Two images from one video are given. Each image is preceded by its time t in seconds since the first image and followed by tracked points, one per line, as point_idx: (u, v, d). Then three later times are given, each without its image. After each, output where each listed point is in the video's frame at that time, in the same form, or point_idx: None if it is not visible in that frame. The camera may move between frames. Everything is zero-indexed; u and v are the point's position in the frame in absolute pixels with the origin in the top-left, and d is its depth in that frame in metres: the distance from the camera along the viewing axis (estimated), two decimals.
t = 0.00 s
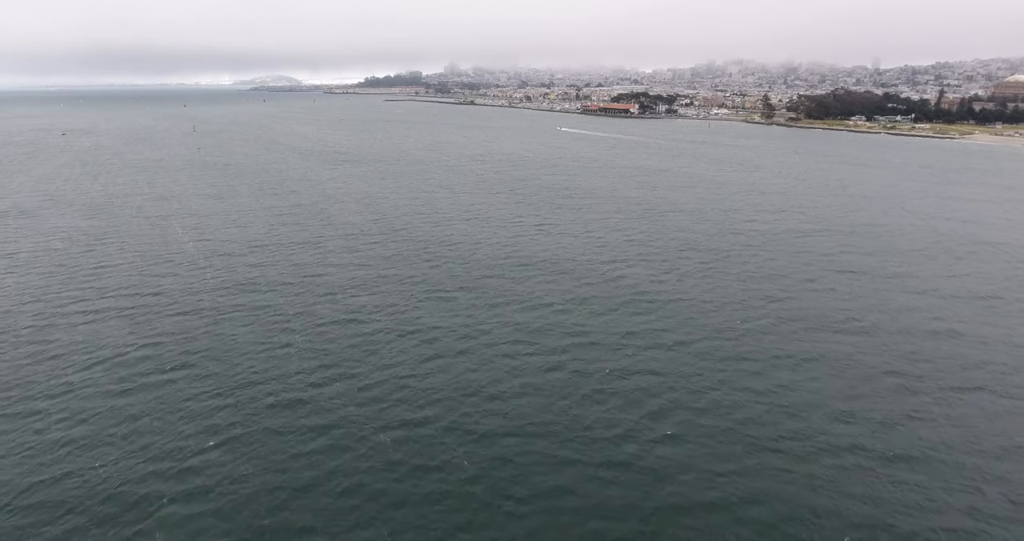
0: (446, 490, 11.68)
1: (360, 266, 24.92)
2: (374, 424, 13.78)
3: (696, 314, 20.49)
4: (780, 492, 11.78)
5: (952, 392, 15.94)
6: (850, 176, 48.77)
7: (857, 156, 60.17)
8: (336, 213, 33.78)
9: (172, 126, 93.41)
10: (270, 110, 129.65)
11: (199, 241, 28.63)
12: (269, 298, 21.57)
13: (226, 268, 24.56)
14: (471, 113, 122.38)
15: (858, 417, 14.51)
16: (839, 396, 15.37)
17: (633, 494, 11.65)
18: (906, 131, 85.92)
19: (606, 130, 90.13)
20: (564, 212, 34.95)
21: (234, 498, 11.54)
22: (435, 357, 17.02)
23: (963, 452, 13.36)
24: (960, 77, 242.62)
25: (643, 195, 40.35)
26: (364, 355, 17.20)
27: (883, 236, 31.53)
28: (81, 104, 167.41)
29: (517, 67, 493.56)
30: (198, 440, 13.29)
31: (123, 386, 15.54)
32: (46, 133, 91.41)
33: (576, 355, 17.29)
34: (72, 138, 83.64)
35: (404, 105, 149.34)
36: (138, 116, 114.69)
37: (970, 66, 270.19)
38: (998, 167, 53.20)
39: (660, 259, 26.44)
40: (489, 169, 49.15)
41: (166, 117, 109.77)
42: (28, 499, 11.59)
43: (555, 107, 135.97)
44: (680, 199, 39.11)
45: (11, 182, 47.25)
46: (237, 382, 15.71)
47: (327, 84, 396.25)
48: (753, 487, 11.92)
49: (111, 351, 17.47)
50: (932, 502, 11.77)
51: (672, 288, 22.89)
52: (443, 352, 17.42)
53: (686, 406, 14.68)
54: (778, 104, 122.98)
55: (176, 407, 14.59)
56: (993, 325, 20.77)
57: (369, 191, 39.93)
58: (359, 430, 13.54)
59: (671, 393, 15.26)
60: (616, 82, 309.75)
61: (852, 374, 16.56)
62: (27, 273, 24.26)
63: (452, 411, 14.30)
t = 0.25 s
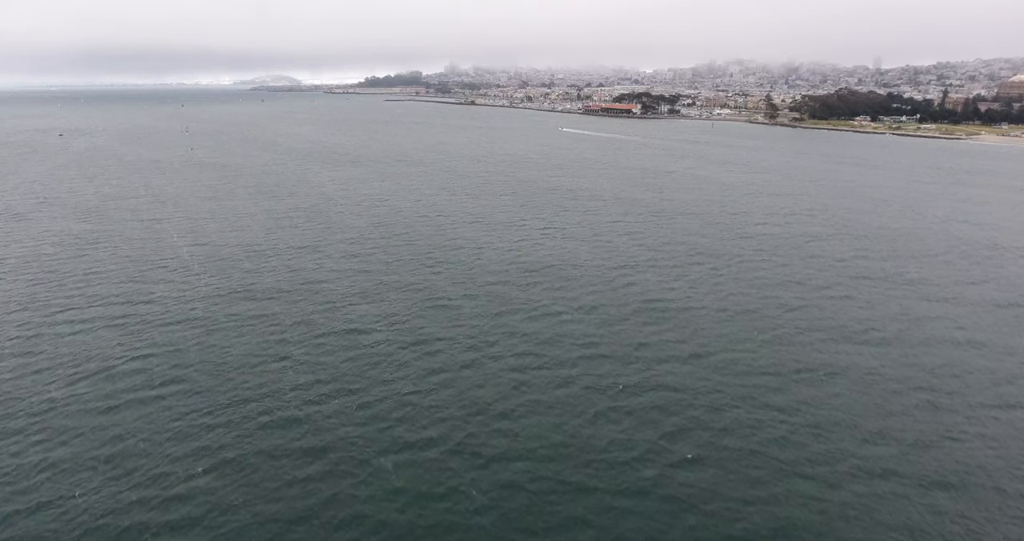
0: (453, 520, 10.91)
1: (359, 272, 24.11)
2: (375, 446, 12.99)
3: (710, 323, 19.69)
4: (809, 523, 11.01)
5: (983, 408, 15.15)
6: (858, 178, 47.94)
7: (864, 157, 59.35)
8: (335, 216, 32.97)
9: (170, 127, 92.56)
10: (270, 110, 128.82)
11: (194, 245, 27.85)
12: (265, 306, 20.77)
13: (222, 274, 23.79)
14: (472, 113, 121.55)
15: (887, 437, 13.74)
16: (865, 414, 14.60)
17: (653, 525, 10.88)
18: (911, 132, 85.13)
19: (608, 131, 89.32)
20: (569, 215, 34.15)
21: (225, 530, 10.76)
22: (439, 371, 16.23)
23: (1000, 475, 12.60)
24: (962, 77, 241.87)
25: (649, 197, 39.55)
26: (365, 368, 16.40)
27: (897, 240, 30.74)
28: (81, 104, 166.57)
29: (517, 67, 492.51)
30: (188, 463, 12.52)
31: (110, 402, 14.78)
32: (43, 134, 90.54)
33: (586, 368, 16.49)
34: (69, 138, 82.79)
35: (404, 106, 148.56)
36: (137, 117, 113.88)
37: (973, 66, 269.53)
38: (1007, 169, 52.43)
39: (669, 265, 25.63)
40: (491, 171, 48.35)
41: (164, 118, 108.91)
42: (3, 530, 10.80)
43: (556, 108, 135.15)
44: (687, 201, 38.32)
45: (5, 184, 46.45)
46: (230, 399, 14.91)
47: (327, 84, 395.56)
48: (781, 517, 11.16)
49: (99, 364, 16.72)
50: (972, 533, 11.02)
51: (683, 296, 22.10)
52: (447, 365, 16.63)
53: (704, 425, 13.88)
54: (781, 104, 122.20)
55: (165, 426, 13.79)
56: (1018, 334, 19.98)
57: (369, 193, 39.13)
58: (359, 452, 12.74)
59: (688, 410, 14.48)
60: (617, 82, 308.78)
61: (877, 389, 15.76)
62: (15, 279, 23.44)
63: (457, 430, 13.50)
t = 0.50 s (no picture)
0: None
1: (360, 278, 23.31)
2: (376, 469, 12.22)
3: (725, 332, 18.91)
4: None
5: (1016, 425, 14.40)
6: (867, 179, 47.12)
7: (872, 157, 58.50)
8: (334, 219, 32.17)
9: (169, 127, 91.73)
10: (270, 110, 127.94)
11: (189, 249, 27.07)
12: (262, 314, 20.00)
13: (218, 279, 23.04)
14: (473, 113, 120.80)
15: (918, 458, 12.99)
16: (892, 432, 13.85)
17: None
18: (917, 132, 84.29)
19: (611, 131, 88.48)
20: (575, 218, 33.35)
21: None
22: (443, 385, 15.44)
23: None
24: (964, 77, 241.04)
25: (655, 199, 38.73)
26: (364, 382, 15.61)
27: (912, 244, 29.95)
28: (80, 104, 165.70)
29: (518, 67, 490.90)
30: (176, 488, 11.75)
31: (97, 419, 14.05)
32: (40, 134, 89.75)
33: (598, 381, 15.71)
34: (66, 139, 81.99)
35: (405, 106, 147.77)
36: (136, 117, 113.01)
37: (975, 66, 268.59)
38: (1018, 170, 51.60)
39: (679, 270, 24.83)
40: (493, 172, 47.57)
41: (164, 118, 108.09)
42: None
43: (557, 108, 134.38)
44: (694, 204, 37.51)
45: None
46: (222, 416, 14.13)
47: (326, 84, 394.99)
48: None
49: (87, 377, 15.99)
50: None
51: (695, 303, 21.31)
52: (451, 378, 15.85)
53: (725, 444, 13.11)
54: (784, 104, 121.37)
55: (153, 447, 13.01)
56: None
57: (369, 195, 38.31)
58: (358, 477, 11.96)
59: (707, 427, 13.72)
60: (618, 82, 307.77)
61: (903, 404, 15.01)
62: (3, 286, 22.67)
63: (463, 452, 12.72)
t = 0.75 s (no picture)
0: None
1: (360, 285, 22.47)
2: (377, 498, 11.40)
3: (741, 344, 18.08)
4: None
5: None
6: (877, 181, 46.22)
7: (880, 158, 57.59)
8: (333, 223, 31.31)
9: (167, 127, 90.84)
10: (269, 110, 126.98)
11: (182, 254, 26.23)
12: (257, 324, 19.16)
13: (212, 286, 22.21)
14: (474, 113, 119.87)
15: (955, 483, 12.20)
16: (925, 455, 13.04)
17: None
18: (923, 132, 83.27)
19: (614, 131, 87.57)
20: (580, 221, 32.48)
21: None
22: (447, 402, 14.63)
23: None
24: (967, 77, 239.92)
25: (662, 202, 37.86)
26: (364, 399, 14.79)
27: (929, 248, 29.10)
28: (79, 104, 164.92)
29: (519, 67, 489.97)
30: (162, 520, 10.97)
31: (80, 440, 13.24)
32: (38, 134, 88.99)
33: (611, 398, 14.90)
34: (63, 140, 81.19)
35: (405, 106, 146.83)
36: (134, 117, 112.17)
37: (978, 65, 267.54)
38: None
39: (690, 276, 23.97)
40: (495, 173, 46.73)
41: (163, 118, 107.23)
42: None
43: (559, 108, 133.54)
44: (702, 206, 36.64)
45: None
46: (213, 437, 13.32)
47: (327, 84, 394.27)
48: None
49: (72, 392, 15.17)
50: None
51: (709, 312, 20.47)
52: (455, 394, 15.03)
53: (749, 469, 12.28)
54: (788, 105, 120.40)
55: (138, 473, 12.20)
56: None
57: (369, 198, 37.44)
58: (358, 507, 11.17)
59: (729, 450, 12.88)
60: (619, 82, 306.74)
61: (935, 424, 14.18)
62: None
63: (469, 478, 11.91)
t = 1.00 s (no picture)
0: None
1: (360, 293, 21.65)
2: (380, 530, 10.63)
3: (759, 357, 17.29)
4: None
5: None
6: (887, 183, 45.35)
7: (888, 160, 56.74)
8: (333, 227, 30.46)
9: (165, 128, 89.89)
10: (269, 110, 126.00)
11: (176, 260, 25.38)
12: (254, 334, 18.34)
13: (207, 294, 21.39)
14: (475, 113, 119.02)
15: (993, 512, 11.48)
16: (960, 480, 12.31)
17: None
18: (929, 133, 82.49)
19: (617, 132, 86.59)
20: (586, 225, 31.64)
21: None
22: (452, 421, 13.84)
23: None
24: (969, 77, 239.08)
25: (669, 205, 36.99)
26: (364, 416, 14.00)
27: (944, 253, 28.36)
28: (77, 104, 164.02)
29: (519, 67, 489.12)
30: None
31: (62, 462, 12.43)
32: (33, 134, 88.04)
33: (624, 415, 14.13)
34: (59, 140, 80.33)
35: (405, 106, 145.98)
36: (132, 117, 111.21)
37: (980, 66, 266.81)
38: None
39: (702, 284, 23.14)
40: (497, 175, 45.96)
41: (161, 118, 106.30)
42: None
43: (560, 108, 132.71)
44: (711, 209, 35.78)
45: None
46: (204, 459, 12.52)
47: (326, 84, 393.48)
48: None
49: (56, 409, 14.36)
50: None
51: (724, 321, 19.67)
52: (461, 411, 14.24)
53: (778, 498, 11.51)
54: (790, 105, 119.59)
55: (122, 501, 11.40)
56: None
57: (369, 201, 36.58)
58: None
59: (755, 476, 12.10)
60: (620, 82, 305.83)
61: (967, 444, 13.45)
62: None
63: (477, 507, 11.15)
